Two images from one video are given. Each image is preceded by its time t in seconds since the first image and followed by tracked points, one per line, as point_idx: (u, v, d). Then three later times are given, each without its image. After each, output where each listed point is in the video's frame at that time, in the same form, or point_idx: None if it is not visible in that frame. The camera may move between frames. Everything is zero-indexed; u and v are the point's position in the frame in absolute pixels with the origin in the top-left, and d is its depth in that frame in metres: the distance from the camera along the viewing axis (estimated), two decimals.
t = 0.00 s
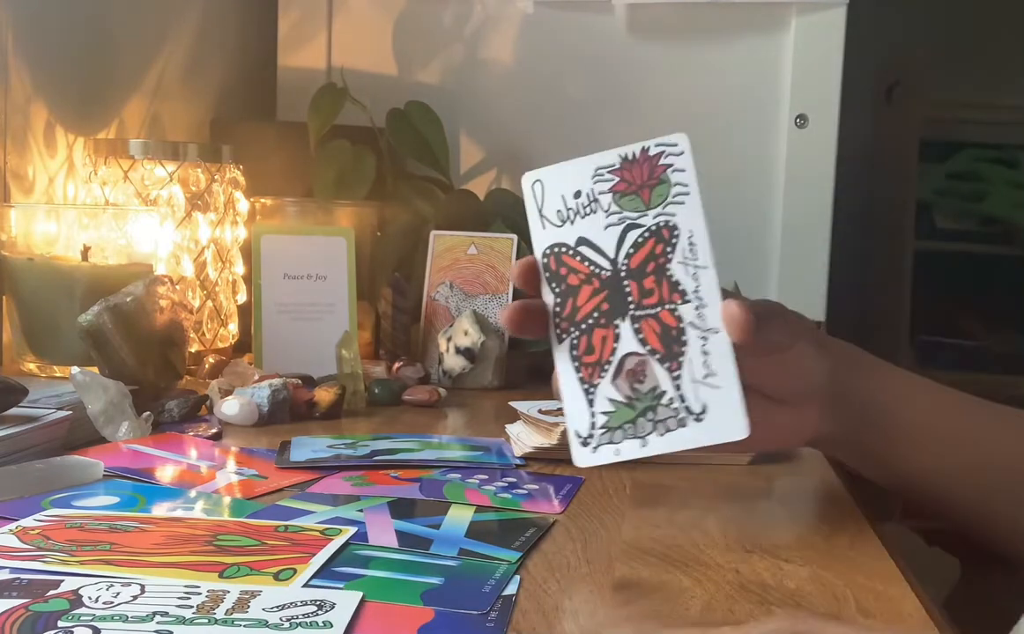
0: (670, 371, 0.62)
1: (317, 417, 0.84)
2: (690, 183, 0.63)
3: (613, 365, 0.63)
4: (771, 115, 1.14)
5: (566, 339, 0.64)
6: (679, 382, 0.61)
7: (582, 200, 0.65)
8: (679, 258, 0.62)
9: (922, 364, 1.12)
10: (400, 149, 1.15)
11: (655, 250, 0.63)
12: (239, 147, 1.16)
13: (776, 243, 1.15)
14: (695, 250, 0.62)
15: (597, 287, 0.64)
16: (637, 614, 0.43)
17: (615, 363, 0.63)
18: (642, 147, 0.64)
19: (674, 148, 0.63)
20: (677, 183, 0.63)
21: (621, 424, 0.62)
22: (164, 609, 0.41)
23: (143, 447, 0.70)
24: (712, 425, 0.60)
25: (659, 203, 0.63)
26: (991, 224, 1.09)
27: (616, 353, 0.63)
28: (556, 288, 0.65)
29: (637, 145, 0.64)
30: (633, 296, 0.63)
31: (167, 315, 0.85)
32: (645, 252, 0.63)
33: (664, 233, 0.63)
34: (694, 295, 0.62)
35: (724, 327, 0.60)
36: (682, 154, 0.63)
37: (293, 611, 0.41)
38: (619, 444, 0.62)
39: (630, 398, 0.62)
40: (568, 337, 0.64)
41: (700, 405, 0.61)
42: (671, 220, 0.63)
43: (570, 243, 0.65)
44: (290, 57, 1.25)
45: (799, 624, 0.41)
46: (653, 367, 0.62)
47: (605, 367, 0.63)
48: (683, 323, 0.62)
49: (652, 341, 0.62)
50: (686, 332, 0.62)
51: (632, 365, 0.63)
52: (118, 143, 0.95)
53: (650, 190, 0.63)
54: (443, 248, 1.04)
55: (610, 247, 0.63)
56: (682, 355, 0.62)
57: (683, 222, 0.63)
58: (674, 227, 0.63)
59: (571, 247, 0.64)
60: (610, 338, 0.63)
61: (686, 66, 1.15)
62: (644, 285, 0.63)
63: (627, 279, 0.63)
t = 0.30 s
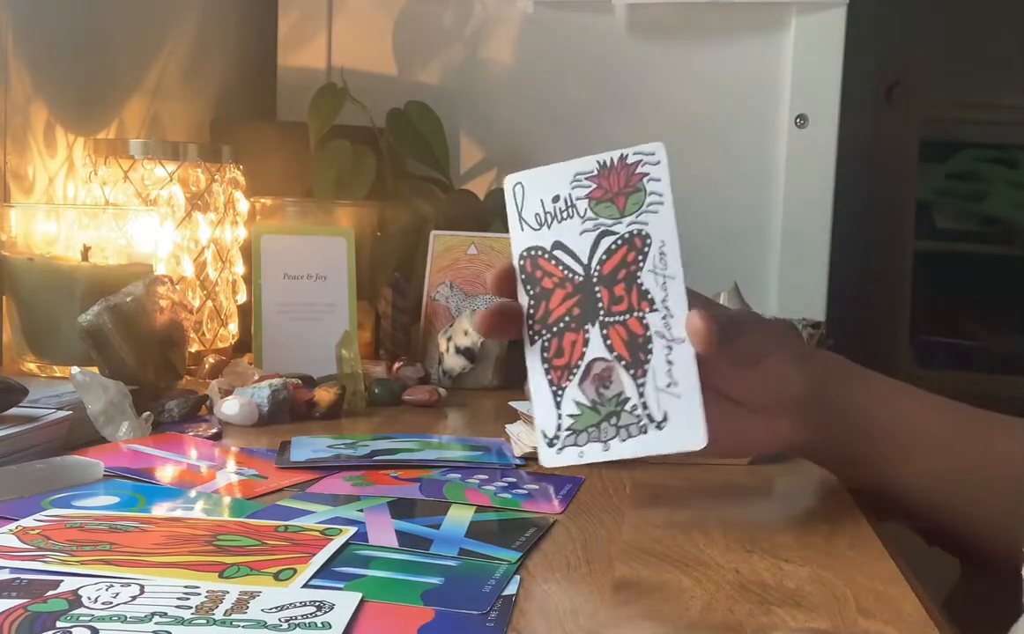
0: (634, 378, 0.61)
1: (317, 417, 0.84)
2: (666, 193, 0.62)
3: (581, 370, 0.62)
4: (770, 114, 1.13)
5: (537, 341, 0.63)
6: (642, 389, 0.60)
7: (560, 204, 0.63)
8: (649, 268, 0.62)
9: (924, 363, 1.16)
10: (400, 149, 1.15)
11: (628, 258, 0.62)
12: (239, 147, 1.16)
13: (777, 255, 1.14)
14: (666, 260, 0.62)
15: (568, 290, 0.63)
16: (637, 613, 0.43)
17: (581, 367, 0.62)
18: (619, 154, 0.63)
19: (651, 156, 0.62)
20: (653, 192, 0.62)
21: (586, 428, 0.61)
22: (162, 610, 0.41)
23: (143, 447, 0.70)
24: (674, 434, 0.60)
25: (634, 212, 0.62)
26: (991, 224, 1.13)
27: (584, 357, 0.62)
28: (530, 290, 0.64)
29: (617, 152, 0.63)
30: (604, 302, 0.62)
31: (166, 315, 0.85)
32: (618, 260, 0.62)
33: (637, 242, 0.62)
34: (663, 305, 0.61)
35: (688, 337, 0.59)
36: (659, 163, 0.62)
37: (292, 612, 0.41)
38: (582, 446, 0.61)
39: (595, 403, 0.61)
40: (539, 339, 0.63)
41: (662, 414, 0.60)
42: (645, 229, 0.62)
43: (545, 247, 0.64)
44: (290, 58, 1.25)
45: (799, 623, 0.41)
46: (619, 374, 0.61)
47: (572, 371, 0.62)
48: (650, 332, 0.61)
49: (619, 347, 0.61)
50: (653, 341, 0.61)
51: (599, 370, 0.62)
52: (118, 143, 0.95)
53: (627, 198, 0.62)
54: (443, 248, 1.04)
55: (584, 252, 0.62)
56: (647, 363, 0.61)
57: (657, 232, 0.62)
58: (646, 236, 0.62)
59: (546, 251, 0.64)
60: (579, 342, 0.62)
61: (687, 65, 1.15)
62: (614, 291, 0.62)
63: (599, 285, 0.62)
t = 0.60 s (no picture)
0: (589, 430, 0.58)
1: (317, 417, 0.84)
2: (630, 246, 0.57)
3: (538, 413, 0.60)
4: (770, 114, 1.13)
5: (496, 377, 0.61)
6: (595, 443, 0.58)
7: (522, 245, 0.59)
8: (607, 321, 0.57)
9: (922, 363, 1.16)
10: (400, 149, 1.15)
11: (587, 310, 0.58)
12: (239, 147, 1.16)
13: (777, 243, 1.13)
14: (625, 316, 0.57)
15: (528, 334, 0.60)
16: (637, 614, 0.43)
17: (537, 412, 0.60)
18: (584, 199, 0.57)
19: (616, 205, 0.56)
20: (615, 244, 0.57)
21: (541, 470, 0.59)
22: (162, 610, 0.41)
23: (143, 447, 0.70)
24: (624, 490, 0.57)
25: (596, 262, 0.57)
26: (991, 224, 1.14)
27: (541, 401, 0.60)
28: (491, 327, 0.61)
29: (580, 197, 0.57)
30: (561, 350, 0.59)
31: (167, 315, 0.85)
32: (577, 311, 0.58)
33: (598, 294, 0.57)
34: (621, 360, 0.57)
35: (641, 400, 0.56)
36: (624, 213, 0.56)
37: (292, 612, 0.41)
38: (536, 487, 0.59)
39: (549, 448, 0.59)
40: (499, 376, 0.61)
41: (612, 468, 0.57)
42: (607, 282, 0.57)
43: (507, 287, 0.60)
44: (291, 57, 1.25)
45: (799, 623, 0.41)
46: (574, 424, 0.59)
47: (530, 413, 0.60)
48: (605, 387, 0.58)
49: (575, 398, 0.59)
50: (608, 396, 0.58)
51: (555, 416, 0.59)
52: (118, 143, 0.95)
53: (589, 247, 0.57)
54: (443, 248, 1.04)
55: (545, 298, 0.59)
56: (603, 416, 0.58)
57: (620, 284, 0.57)
58: (607, 288, 0.57)
59: (508, 289, 0.60)
60: (536, 387, 0.60)
61: (687, 64, 1.15)
62: (573, 341, 0.58)
63: (557, 332, 0.59)
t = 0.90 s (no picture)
0: (582, 454, 0.57)
1: (317, 417, 0.84)
2: (635, 279, 0.55)
3: (531, 433, 0.59)
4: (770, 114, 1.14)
5: (491, 394, 0.60)
6: (588, 469, 0.57)
7: (524, 265, 0.58)
8: (607, 350, 0.56)
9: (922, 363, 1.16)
10: (400, 148, 1.15)
11: (587, 337, 0.56)
12: (239, 147, 1.16)
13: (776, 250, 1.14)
14: (626, 347, 0.55)
15: (524, 353, 0.59)
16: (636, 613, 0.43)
17: (531, 433, 0.59)
18: (591, 226, 0.55)
19: (624, 236, 0.55)
20: (621, 275, 0.55)
21: (531, 487, 0.58)
22: (162, 610, 0.41)
23: (143, 447, 0.70)
24: (615, 517, 0.56)
25: (599, 291, 0.56)
26: (991, 224, 1.14)
27: (535, 422, 0.59)
28: (486, 343, 0.60)
29: (587, 224, 0.55)
30: (558, 373, 0.58)
31: (167, 315, 0.85)
32: (576, 337, 0.57)
33: (599, 323, 0.56)
34: (619, 389, 0.56)
35: (638, 432, 0.55)
36: (632, 246, 0.55)
37: (291, 612, 0.41)
38: (526, 504, 0.58)
39: (541, 468, 0.58)
40: (493, 393, 0.60)
41: (604, 493, 0.56)
42: (609, 312, 0.56)
43: (505, 305, 0.59)
44: (291, 57, 1.25)
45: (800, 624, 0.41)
46: (567, 446, 0.58)
47: (522, 432, 0.59)
48: (602, 415, 0.57)
49: (570, 422, 0.58)
50: (604, 424, 0.57)
51: (548, 438, 0.59)
52: (118, 143, 0.95)
53: (593, 275, 0.56)
54: (443, 248, 1.04)
55: (543, 320, 0.58)
56: (597, 443, 0.57)
57: (622, 317, 0.55)
58: (609, 318, 0.56)
59: (506, 308, 0.59)
60: (531, 407, 0.59)
61: (687, 63, 1.15)
62: (570, 365, 0.57)
63: (555, 356, 0.58)
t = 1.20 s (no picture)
0: (570, 425, 0.58)
1: (317, 417, 0.84)
2: (630, 249, 0.57)
3: (522, 403, 0.60)
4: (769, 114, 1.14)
5: (485, 365, 0.61)
6: (575, 438, 0.58)
7: (525, 236, 0.59)
8: (599, 320, 0.57)
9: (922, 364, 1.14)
10: (401, 148, 1.15)
11: (580, 306, 0.58)
12: (239, 147, 1.16)
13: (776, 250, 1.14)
14: (618, 316, 0.57)
15: (520, 323, 0.60)
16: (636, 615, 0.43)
17: (522, 403, 0.60)
18: (590, 197, 0.58)
19: (621, 206, 0.57)
20: (616, 245, 0.57)
21: (519, 460, 0.60)
22: (162, 610, 0.41)
23: (143, 447, 0.70)
24: (598, 487, 0.57)
25: (594, 260, 0.58)
26: (991, 223, 1.12)
27: (526, 393, 0.60)
28: (484, 314, 0.61)
29: (588, 194, 0.58)
30: (551, 343, 0.59)
31: (166, 315, 0.85)
32: (570, 306, 0.58)
33: (593, 292, 0.57)
34: (609, 358, 0.57)
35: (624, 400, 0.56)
36: (628, 216, 0.57)
37: (291, 612, 0.41)
38: (512, 478, 0.60)
39: (529, 439, 0.59)
40: (487, 364, 0.61)
41: (590, 465, 0.58)
42: (603, 281, 0.57)
43: (504, 275, 0.60)
44: (290, 58, 1.25)
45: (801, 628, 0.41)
46: (555, 417, 0.59)
47: (514, 403, 0.60)
48: (591, 384, 0.58)
49: (560, 391, 0.59)
50: (593, 393, 0.58)
51: (538, 408, 0.59)
52: (118, 143, 0.95)
53: (590, 244, 0.58)
54: (443, 248, 1.04)
55: (540, 289, 0.59)
56: (586, 412, 0.58)
57: (615, 286, 0.57)
58: (603, 287, 0.57)
59: (505, 278, 0.60)
60: (523, 377, 0.60)
61: (687, 63, 1.15)
62: (562, 335, 0.58)
63: (549, 325, 0.59)
